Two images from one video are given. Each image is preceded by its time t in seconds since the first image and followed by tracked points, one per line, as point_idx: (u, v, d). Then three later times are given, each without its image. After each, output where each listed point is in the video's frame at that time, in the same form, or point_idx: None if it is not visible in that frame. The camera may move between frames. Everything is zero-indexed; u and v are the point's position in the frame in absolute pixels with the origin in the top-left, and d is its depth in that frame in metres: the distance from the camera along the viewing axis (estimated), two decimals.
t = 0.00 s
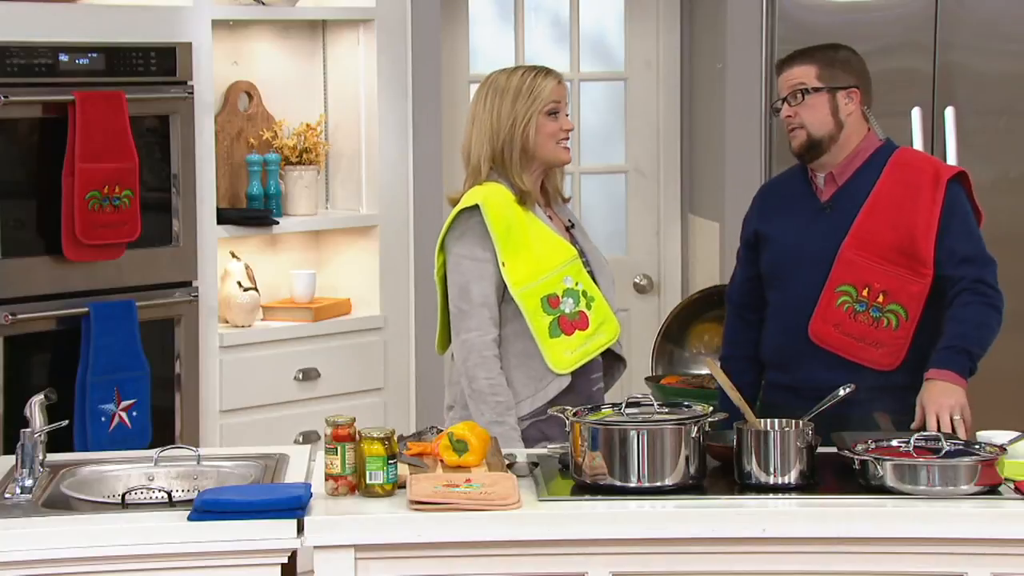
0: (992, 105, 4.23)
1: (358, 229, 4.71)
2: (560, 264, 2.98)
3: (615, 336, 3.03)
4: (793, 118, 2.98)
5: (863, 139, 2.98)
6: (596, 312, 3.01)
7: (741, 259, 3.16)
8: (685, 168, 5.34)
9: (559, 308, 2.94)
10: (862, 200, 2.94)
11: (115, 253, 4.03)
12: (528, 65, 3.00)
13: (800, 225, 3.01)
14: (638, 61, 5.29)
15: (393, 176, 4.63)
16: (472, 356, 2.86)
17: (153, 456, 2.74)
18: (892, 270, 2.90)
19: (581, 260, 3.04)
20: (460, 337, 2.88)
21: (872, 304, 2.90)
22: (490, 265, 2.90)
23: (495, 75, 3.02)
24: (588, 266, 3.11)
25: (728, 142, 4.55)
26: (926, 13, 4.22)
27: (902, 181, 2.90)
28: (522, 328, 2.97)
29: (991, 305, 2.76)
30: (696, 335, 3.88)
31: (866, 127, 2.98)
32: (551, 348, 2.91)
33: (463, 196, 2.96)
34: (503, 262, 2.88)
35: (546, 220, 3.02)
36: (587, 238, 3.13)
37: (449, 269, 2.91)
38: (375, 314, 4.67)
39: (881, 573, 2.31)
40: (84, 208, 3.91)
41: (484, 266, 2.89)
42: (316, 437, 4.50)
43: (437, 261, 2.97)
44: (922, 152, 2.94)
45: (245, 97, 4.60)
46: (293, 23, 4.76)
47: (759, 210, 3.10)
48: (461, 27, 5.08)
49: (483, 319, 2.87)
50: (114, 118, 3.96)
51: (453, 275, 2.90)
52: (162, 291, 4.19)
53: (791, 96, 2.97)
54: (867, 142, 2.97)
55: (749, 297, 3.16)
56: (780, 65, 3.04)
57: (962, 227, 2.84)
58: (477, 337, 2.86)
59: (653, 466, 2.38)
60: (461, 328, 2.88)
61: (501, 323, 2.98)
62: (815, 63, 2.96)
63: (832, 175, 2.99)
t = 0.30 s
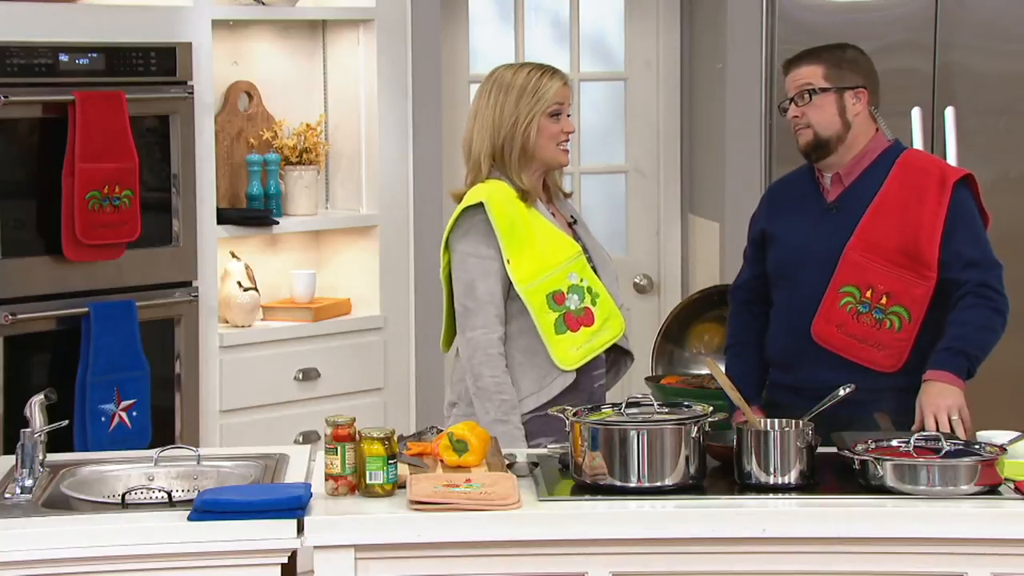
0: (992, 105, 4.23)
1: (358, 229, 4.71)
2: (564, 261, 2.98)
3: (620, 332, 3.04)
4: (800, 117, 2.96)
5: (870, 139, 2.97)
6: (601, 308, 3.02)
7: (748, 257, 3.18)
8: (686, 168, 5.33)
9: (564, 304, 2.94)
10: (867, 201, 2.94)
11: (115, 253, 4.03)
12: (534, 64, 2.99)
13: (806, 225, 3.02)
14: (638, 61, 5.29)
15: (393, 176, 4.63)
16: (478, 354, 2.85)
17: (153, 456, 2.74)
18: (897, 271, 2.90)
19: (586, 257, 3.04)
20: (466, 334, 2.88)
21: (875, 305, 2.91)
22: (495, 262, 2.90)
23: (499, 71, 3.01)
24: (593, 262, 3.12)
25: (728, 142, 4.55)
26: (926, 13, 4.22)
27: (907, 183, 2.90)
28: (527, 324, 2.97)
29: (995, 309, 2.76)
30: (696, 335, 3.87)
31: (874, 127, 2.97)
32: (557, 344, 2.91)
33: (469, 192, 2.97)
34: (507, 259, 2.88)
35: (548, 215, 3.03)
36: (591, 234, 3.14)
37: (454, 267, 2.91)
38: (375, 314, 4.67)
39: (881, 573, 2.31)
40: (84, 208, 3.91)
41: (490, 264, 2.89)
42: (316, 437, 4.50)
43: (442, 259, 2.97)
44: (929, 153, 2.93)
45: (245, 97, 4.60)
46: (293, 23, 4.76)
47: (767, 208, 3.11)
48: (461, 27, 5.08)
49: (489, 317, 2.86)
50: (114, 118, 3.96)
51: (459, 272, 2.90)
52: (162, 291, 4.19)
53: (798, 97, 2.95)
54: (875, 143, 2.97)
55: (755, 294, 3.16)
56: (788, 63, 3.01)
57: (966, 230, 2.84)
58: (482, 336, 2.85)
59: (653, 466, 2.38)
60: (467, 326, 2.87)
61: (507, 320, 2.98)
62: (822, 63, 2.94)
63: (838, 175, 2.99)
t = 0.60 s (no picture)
0: (992, 105, 4.24)
1: (358, 229, 4.71)
2: (564, 263, 2.98)
3: (617, 338, 3.04)
4: (808, 118, 2.95)
5: (875, 137, 2.97)
6: (599, 313, 3.02)
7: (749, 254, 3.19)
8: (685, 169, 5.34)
9: (562, 307, 2.94)
10: (871, 202, 2.94)
11: (115, 253, 4.03)
12: (535, 63, 2.99)
13: (810, 225, 3.02)
14: (638, 61, 5.29)
15: (393, 176, 4.63)
16: (473, 354, 2.85)
17: (154, 456, 2.74)
18: (900, 271, 2.90)
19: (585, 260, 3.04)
20: (462, 334, 2.88)
21: (879, 305, 2.91)
22: (493, 262, 2.90)
23: (501, 71, 3.01)
24: (593, 267, 3.12)
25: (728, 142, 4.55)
26: (926, 12, 4.22)
27: (911, 183, 2.90)
28: (525, 326, 2.96)
29: (996, 310, 2.75)
30: (696, 335, 3.88)
31: (879, 126, 2.97)
32: (553, 348, 2.91)
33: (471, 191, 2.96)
34: (506, 260, 2.88)
35: (550, 218, 3.03)
36: (591, 237, 3.13)
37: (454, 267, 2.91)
38: (375, 314, 4.67)
39: (881, 573, 2.31)
40: (84, 208, 3.91)
41: (487, 264, 2.89)
42: (316, 437, 4.50)
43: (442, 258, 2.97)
44: (934, 154, 2.92)
45: (245, 97, 4.60)
46: (293, 23, 4.76)
47: (771, 207, 3.12)
48: (461, 27, 5.08)
49: (485, 317, 2.86)
50: (114, 118, 3.96)
51: (457, 271, 2.90)
52: (162, 291, 4.19)
53: (806, 97, 2.94)
54: (880, 142, 2.97)
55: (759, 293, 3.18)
56: (790, 65, 3.01)
57: (969, 231, 2.83)
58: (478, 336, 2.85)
59: (653, 466, 2.38)
60: (463, 326, 2.88)
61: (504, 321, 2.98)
62: (828, 64, 2.94)
63: (843, 175, 2.98)
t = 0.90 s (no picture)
0: (992, 105, 4.24)
1: (358, 229, 4.71)
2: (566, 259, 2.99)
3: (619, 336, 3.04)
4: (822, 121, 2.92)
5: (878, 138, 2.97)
6: (600, 310, 3.03)
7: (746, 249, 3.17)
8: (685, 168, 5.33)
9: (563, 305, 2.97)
10: (875, 202, 2.94)
11: (115, 253, 4.03)
12: (528, 63, 2.99)
13: (813, 224, 3.01)
14: (638, 61, 5.29)
15: (393, 176, 4.63)
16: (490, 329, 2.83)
17: (154, 456, 2.74)
18: (904, 271, 2.90)
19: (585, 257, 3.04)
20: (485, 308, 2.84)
21: (883, 304, 2.91)
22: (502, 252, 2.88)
23: (495, 73, 3.00)
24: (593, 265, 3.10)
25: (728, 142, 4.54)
26: (926, 12, 4.22)
27: (916, 183, 2.90)
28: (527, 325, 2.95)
29: (995, 310, 2.77)
30: (696, 335, 3.87)
31: (880, 126, 2.98)
32: (556, 344, 2.93)
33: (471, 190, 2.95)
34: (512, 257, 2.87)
35: (552, 217, 3.03)
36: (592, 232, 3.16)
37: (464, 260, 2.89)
38: (375, 314, 4.67)
39: (881, 573, 2.31)
40: (84, 208, 3.91)
41: (495, 254, 2.87)
42: (316, 437, 4.50)
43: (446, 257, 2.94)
44: (937, 154, 2.93)
45: (245, 97, 4.60)
46: (293, 23, 4.76)
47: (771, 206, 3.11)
48: (461, 27, 5.07)
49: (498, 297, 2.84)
50: (114, 118, 3.96)
51: (467, 262, 2.89)
52: (162, 291, 4.19)
53: (819, 100, 2.90)
54: (882, 141, 2.97)
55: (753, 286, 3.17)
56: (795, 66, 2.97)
57: (972, 229, 2.85)
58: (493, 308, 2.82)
59: (653, 466, 2.38)
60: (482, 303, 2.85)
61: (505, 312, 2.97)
62: (835, 66, 2.92)
63: (847, 175, 2.97)
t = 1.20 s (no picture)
0: (993, 105, 4.24)
1: (358, 229, 4.71)
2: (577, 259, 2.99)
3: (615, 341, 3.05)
4: (829, 123, 2.89)
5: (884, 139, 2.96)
6: (601, 313, 3.03)
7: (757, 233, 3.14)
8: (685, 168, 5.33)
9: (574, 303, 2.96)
10: (884, 201, 2.94)
11: (115, 253, 4.03)
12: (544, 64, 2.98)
13: (822, 223, 3.01)
14: (638, 61, 5.29)
15: (393, 176, 4.63)
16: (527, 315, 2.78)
17: (154, 456, 2.74)
18: (912, 271, 2.89)
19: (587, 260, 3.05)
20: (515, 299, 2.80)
21: (890, 303, 2.90)
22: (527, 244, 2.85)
23: (508, 70, 3.00)
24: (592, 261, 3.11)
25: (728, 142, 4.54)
26: (926, 12, 4.22)
27: (925, 183, 2.90)
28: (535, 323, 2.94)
29: (998, 312, 2.76)
30: (696, 335, 3.88)
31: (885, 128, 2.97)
32: (565, 342, 2.92)
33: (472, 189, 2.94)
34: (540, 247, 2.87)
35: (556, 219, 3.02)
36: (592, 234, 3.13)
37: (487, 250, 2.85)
38: (375, 314, 4.67)
39: (881, 573, 2.31)
40: (84, 208, 3.91)
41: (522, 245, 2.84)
42: (316, 437, 4.50)
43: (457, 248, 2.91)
44: (946, 155, 2.93)
45: (245, 97, 4.60)
46: (293, 23, 4.76)
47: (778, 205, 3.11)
48: (461, 27, 5.07)
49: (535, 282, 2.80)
50: (114, 118, 3.96)
51: (492, 250, 2.84)
52: (162, 291, 4.19)
53: (827, 101, 2.87)
54: (888, 142, 2.96)
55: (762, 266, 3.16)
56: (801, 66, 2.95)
57: (978, 231, 2.85)
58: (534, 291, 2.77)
59: (653, 466, 2.38)
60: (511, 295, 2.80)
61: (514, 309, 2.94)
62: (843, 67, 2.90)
63: (854, 175, 2.97)
